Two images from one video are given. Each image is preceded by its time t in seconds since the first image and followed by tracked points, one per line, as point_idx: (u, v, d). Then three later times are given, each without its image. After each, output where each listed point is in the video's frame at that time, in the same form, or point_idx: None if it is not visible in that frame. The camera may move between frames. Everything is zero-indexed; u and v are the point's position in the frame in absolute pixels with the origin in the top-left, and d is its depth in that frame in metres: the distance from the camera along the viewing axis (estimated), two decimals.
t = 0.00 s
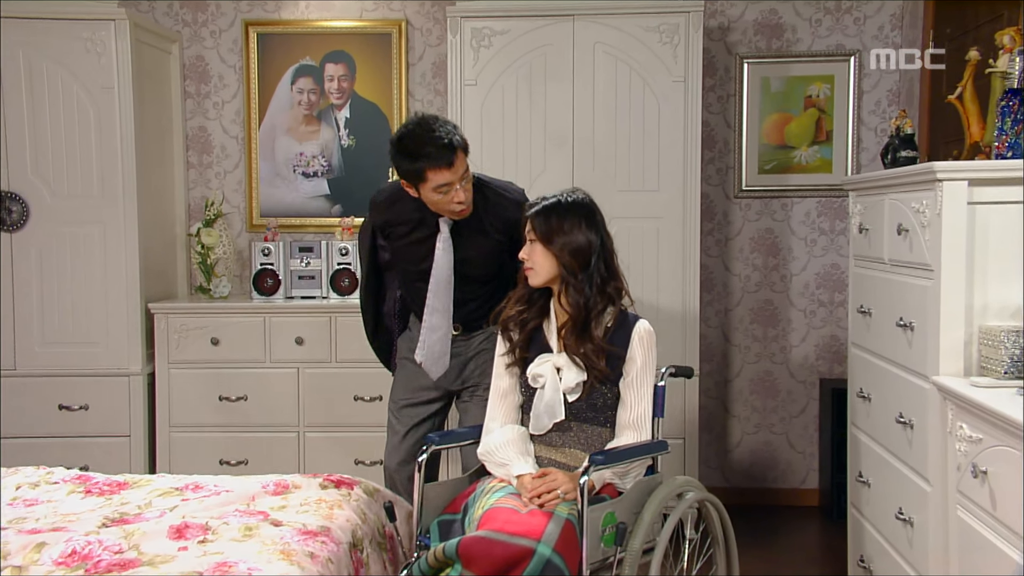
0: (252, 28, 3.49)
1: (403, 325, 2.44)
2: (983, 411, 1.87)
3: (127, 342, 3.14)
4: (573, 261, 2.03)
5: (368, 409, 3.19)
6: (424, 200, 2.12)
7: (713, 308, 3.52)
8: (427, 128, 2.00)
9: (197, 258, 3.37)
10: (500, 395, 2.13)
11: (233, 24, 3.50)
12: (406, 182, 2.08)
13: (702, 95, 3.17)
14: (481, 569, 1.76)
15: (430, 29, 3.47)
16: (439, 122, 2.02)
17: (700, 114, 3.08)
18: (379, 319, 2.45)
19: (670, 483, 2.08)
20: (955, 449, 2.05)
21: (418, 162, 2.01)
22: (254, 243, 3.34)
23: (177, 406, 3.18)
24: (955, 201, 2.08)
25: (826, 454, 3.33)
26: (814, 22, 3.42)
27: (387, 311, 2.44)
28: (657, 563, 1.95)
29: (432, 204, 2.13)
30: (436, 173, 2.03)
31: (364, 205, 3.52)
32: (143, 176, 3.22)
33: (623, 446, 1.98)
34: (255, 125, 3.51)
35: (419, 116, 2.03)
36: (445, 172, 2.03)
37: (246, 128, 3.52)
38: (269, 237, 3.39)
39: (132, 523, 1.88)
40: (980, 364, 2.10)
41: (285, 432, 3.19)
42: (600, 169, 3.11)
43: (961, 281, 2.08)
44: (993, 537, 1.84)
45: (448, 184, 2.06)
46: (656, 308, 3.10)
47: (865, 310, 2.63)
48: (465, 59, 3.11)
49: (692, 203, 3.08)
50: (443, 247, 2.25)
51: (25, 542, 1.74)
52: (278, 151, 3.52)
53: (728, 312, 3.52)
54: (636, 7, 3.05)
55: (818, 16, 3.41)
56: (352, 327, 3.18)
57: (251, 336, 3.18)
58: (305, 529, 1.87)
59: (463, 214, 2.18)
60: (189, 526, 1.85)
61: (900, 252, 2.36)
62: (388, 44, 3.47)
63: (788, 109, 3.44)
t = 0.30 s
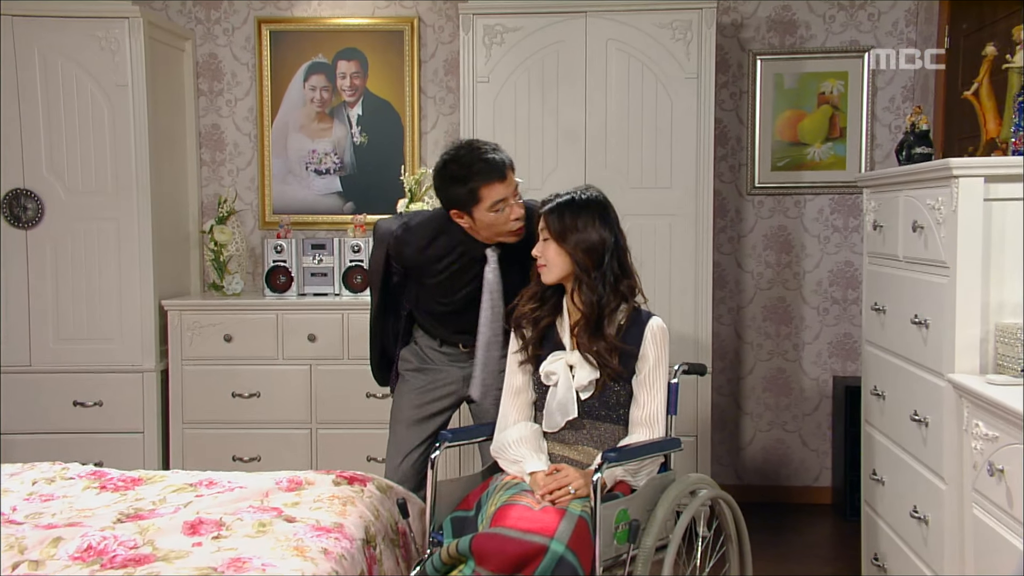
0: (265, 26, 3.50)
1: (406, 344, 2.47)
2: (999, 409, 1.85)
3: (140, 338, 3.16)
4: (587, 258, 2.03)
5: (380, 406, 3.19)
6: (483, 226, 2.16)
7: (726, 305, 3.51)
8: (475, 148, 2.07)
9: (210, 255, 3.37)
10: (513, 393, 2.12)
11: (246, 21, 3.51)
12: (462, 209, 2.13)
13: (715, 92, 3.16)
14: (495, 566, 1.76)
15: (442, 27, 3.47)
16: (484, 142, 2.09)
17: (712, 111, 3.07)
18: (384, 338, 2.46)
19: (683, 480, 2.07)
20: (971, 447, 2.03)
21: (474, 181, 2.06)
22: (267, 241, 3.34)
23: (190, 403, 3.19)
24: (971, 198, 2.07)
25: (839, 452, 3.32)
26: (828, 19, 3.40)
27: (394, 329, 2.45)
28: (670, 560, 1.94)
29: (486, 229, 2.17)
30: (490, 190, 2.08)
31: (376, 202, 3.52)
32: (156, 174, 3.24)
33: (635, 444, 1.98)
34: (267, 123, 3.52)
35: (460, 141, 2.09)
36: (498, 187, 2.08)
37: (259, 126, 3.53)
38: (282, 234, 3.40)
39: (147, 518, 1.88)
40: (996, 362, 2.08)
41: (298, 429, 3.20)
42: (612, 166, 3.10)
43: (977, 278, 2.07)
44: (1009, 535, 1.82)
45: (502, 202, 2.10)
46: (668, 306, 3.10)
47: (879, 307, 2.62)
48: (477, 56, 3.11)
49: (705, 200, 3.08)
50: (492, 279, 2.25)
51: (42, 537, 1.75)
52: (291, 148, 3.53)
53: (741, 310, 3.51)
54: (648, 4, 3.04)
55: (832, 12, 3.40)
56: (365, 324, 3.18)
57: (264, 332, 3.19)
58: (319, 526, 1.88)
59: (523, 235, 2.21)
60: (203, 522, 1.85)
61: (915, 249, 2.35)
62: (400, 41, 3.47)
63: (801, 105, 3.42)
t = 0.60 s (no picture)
0: (276, 24, 3.50)
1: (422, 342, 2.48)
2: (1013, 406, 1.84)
3: (152, 335, 3.17)
4: (604, 257, 2.02)
5: (391, 403, 3.20)
6: (518, 218, 2.13)
7: (737, 303, 3.50)
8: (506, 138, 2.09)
9: (221, 252, 3.38)
10: (525, 388, 2.13)
11: (257, 19, 3.52)
12: (496, 199, 2.11)
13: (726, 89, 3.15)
14: (507, 563, 1.76)
15: (453, 24, 3.47)
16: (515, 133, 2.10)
17: (723, 108, 3.06)
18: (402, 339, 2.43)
19: (693, 478, 2.06)
20: (985, 445, 2.02)
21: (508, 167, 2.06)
22: (278, 238, 3.35)
23: (202, 400, 3.20)
24: (985, 195, 2.07)
25: (851, 450, 3.31)
26: (841, 15, 3.39)
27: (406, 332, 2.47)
28: (681, 559, 1.93)
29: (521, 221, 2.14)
30: (522, 179, 2.06)
31: (387, 199, 3.53)
32: (168, 172, 3.25)
33: (640, 442, 1.96)
34: (277, 120, 3.52)
35: (492, 132, 2.11)
36: (531, 175, 2.06)
37: (270, 123, 3.54)
38: (293, 232, 3.41)
39: (160, 515, 1.89)
40: (1010, 360, 2.07)
41: (309, 426, 3.21)
42: (623, 163, 3.10)
43: (991, 275, 2.06)
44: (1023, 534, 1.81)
45: (536, 191, 2.08)
46: (679, 304, 3.09)
47: (892, 304, 2.61)
48: (488, 54, 3.11)
49: (716, 198, 3.07)
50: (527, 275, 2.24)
51: (56, 533, 1.75)
52: (302, 146, 3.53)
53: (752, 307, 3.50)
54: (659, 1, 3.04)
55: (844, 8, 3.38)
56: (375, 321, 3.19)
57: (275, 329, 3.20)
58: (331, 522, 1.88)
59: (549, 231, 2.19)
60: (215, 518, 1.86)
61: (928, 247, 2.34)
62: (411, 39, 3.47)
63: (813, 102, 3.41)
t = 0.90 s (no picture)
0: (286, 23, 3.50)
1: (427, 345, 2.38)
2: None
3: (163, 334, 3.18)
4: (629, 259, 2.03)
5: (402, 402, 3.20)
6: (505, 175, 2.10)
7: (748, 302, 3.49)
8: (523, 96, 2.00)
9: (231, 251, 3.39)
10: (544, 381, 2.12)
11: (268, 18, 3.52)
12: (491, 150, 2.07)
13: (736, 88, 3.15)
14: (519, 562, 1.76)
15: (463, 23, 3.47)
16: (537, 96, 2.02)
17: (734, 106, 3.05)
18: (405, 336, 2.34)
19: (704, 478, 2.05)
20: (998, 444, 2.01)
21: (509, 126, 2.00)
22: (288, 237, 3.35)
23: (212, 399, 3.21)
24: (999, 194, 2.06)
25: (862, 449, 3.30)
26: (852, 13, 3.38)
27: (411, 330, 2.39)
28: (692, 558, 1.92)
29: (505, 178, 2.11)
30: (522, 144, 2.02)
31: (397, 198, 3.53)
32: (179, 170, 3.26)
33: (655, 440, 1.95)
34: (287, 119, 3.53)
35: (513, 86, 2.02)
36: (531, 144, 2.02)
37: (280, 122, 3.54)
38: (303, 230, 3.41)
39: (172, 512, 1.89)
40: None
41: (319, 425, 3.21)
42: (633, 161, 3.09)
43: (1006, 275, 2.05)
44: None
45: (532, 160, 2.05)
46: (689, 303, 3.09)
47: (904, 304, 2.60)
48: (498, 53, 3.11)
49: (727, 197, 3.06)
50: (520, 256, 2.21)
51: (69, 530, 1.76)
52: (312, 144, 3.53)
53: (763, 307, 3.49)
54: None
55: (855, 6, 3.37)
56: (386, 320, 3.19)
57: (285, 328, 3.20)
58: (342, 520, 1.88)
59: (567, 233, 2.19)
60: (226, 516, 1.86)
61: (941, 246, 2.33)
62: (421, 38, 3.47)
63: (824, 101, 3.40)
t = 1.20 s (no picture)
0: (296, 24, 3.51)
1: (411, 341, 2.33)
2: None
3: (174, 334, 3.19)
4: (638, 257, 2.04)
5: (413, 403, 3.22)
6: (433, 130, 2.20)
7: (758, 302, 3.49)
8: (442, 51, 2.12)
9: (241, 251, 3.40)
10: (556, 381, 2.13)
11: (278, 19, 3.53)
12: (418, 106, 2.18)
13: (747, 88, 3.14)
14: (529, 563, 1.75)
15: (473, 23, 3.47)
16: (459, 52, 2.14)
17: (744, 106, 3.05)
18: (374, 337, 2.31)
19: (715, 478, 2.05)
20: (1011, 446, 2.00)
21: (430, 76, 2.12)
22: (298, 237, 3.36)
23: (222, 399, 3.21)
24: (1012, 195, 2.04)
25: (873, 450, 3.29)
26: (863, 13, 3.36)
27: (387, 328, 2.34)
28: (702, 559, 1.92)
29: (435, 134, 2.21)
30: (441, 93, 2.12)
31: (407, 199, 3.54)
32: (189, 171, 3.27)
33: (664, 441, 1.95)
34: (297, 119, 3.53)
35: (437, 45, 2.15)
36: (450, 92, 2.12)
37: (290, 123, 3.55)
38: (312, 231, 3.42)
39: (183, 512, 1.90)
40: None
41: (329, 425, 3.22)
42: (643, 161, 3.09)
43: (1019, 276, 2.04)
44: None
45: (454, 109, 2.14)
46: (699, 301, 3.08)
47: (915, 304, 2.59)
48: (508, 53, 3.11)
49: (737, 197, 3.05)
50: (455, 224, 2.23)
51: (82, 529, 1.77)
52: (322, 145, 3.54)
53: (773, 307, 3.48)
54: None
55: (866, 6, 3.36)
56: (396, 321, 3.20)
57: (295, 329, 3.21)
58: (352, 520, 1.88)
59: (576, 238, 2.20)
60: (237, 516, 1.86)
61: (953, 247, 2.31)
62: (431, 39, 3.48)
63: (834, 101, 3.39)
